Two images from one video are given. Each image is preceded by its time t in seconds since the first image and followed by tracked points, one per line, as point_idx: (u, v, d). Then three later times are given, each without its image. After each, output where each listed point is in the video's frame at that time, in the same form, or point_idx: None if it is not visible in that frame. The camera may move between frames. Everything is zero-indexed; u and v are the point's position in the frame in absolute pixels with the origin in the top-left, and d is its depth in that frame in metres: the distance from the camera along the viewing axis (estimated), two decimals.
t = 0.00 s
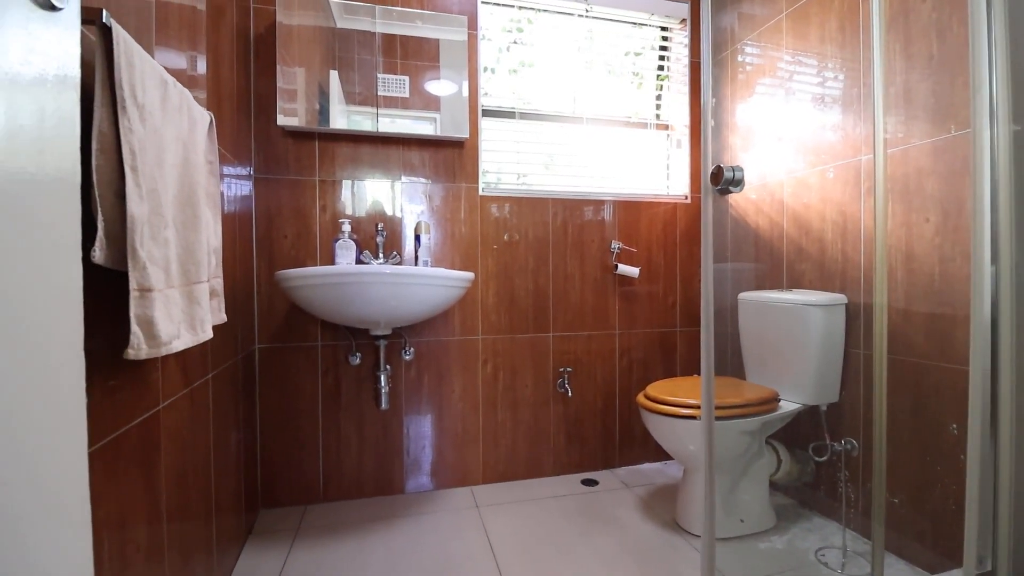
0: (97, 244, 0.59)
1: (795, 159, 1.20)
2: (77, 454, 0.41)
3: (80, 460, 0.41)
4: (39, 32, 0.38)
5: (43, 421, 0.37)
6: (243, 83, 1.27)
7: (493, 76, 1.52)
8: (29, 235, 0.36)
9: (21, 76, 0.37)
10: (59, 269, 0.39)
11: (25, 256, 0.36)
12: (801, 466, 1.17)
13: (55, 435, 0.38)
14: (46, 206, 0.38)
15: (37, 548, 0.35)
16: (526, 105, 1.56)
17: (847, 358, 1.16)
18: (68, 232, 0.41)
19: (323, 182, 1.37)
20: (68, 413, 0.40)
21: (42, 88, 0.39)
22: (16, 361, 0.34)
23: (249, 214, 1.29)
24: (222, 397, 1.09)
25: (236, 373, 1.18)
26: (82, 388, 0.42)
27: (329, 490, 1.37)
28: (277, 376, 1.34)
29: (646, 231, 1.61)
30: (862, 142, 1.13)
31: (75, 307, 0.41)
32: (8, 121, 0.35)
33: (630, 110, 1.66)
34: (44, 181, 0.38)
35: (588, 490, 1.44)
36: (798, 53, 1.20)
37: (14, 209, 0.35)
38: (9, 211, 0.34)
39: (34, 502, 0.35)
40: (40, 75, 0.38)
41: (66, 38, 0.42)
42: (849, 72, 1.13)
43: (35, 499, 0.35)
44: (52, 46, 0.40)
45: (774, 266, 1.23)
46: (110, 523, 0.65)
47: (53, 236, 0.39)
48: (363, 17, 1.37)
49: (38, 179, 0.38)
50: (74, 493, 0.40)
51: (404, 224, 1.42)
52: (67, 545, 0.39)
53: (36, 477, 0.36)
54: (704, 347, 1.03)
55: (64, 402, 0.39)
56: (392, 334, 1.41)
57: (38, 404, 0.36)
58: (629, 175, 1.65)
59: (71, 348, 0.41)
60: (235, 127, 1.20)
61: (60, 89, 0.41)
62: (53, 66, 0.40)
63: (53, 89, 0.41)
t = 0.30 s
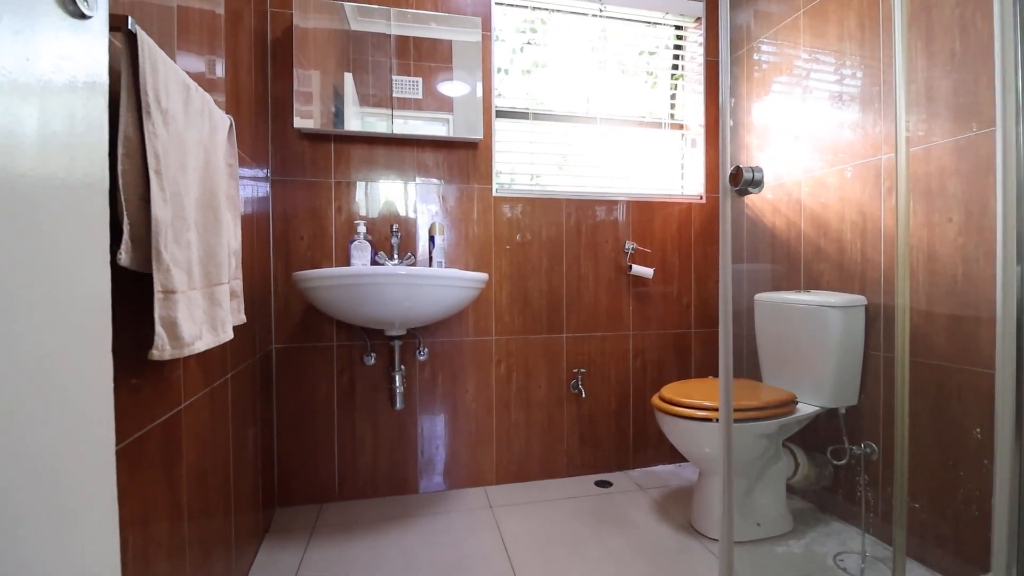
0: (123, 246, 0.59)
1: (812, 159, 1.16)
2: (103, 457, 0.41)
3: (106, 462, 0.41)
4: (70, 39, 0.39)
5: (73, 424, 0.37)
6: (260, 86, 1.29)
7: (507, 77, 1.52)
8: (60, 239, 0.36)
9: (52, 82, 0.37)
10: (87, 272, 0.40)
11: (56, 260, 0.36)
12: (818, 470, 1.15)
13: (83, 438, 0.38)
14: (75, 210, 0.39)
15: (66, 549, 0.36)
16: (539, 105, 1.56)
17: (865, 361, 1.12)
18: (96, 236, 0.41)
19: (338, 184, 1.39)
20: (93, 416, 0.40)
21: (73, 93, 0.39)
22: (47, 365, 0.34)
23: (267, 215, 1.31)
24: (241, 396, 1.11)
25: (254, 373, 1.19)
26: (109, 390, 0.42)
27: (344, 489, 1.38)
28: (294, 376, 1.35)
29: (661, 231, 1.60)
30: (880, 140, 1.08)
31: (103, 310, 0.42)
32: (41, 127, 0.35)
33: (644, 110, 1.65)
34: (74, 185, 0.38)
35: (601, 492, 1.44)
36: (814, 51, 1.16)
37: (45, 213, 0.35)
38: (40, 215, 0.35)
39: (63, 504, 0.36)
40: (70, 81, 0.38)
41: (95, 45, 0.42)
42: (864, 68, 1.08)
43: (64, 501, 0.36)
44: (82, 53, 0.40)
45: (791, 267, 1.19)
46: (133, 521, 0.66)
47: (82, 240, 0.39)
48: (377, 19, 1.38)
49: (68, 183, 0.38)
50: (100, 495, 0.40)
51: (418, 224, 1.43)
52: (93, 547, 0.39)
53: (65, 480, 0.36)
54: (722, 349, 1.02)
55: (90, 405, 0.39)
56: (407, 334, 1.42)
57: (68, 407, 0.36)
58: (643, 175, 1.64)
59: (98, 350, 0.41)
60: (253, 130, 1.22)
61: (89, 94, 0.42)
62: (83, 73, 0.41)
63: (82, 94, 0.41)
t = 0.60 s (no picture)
0: (142, 247, 0.52)
1: (829, 159, 1.13)
2: (123, 455, 0.41)
3: (128, 461, 0.41)
4: (90, 42, 0.38)
5: (95, 423, 0.37)
6: (274, 87, 1.30)
7: (518, 76, 1.52)
8: (83, 239, 0.37)
9: (73, 84, 0.37)
10: (108, 271, 0.40)
11: (79, 259, 0.36)
12: (834, 472, 1.13)
13: (105, 436, 0.38)
14: (98, 209, 0.39)
15: (89, 547, 0.36)
16: (551, 104, 1.56)
17: (883, 362, 1.11)
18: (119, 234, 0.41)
19: (350, 183, 1.39)
20: (115, 415, 0.40)
21: (94, 95, 0.39)
22: (70, 364, 0.34)
23: (280, 214, 1.32)
24: (253, 395, 1.09)
25: (268, 371, 1.20)
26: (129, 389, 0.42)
27: (356, 488, 1.39)
28: (306, 374, 1.36)
29: (673, 231, 1.59)
30: (894, 138, 1.08)
31: (125, 308, 0.42)
32: (66, 127, 0.35)
33: (656, 108, 1.64)
34: (97, 184, 0.38)
35: (613, 493, 1.43)
36: (829, 47, 1.13)
37: (72, 213, 0.35)
38: (67, 214, 0.35)
39: (86, 503, 0.36)
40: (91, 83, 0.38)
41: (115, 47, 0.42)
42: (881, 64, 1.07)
43: (87, 499, 0.36)
44: (101, 56, 0.40)
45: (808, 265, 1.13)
46: (147, 527, 0.63)
47: (104, 239, 0.39)
48: (389, 20, 1.38)
49: (90, 182, 0.38)
50: (121, 494, 0.40)
51: (429, 224, 1.43)
52: (115, 545, 0.39)
53: (88, 477, 0.36)
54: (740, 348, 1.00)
55: (111, 404, 0.39)
56: (418, 334, 1.42)
57: (90, 405, 0.36)
58: (655, 174, 1.63)
59: (118, 349, 0.41)
60: (266, 130, 1.23)
61: (109, 96, 0.42)
62: (102, 75, 0.41)
63: (103, 95, 0.41)
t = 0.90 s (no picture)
0: (152, 241, 0.49)
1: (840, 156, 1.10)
2: (132, 452, 0.41)
3: (135, 459, 0.41)
4: (99, 39, 0.38)
5: (103, 419, 0.37)
6: (282, 85, 1.30)
7: (526, 73, 1.51)
8: (95, 235, 0.36)
9: (81, 82, 0.36)
10: (118, 267, 0.39)
11: (90, 254, 0.36)
12: (846, 472, 1.11)
13: (113, 432, 0.38)
14: (108, 206, 0.38)
15: (99, 546, 0.36)
16: (559, 102, 1.55)
17: (897, 362, 1.08)
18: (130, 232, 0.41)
19: (357, 181, 1.39)
20: (122, 414, 0.39)
21: (103, 94, 0.39)
22: (76, 362, 0.34)
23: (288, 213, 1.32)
24: (262, 393, 1.06)
25: (277, 368, 1.20)
26: (137, 386, 0.42)
27: (363, 486, 1.39)
28: (313, 372, 1.36)
29: (682, 229, 1.58)
30: (909, 132, 1.05)
31: (133, 304, 0.41)
32: (74, 123, 0.35)
33: (665, 105, 1.63)
34: (108, 180, 0.38)
35: (621, 493, 1.42)
36: (840, 44, 1.09)
37: (81, 209, 0.35)
38: (78, 210, 0.34)
39: (95, 501, 0.35)
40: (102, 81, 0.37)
41: (121, 43, 0.41)
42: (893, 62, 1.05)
43: (98, 498, 0.35)
44: (111, 54, 0.40)
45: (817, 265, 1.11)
46: (155, 527, 0.59)
47: (115, 235, 0.39)
48: (397, 18, 1.38)
49: (100, 177, 0.38)
50: (129, 492, 0.40)
51: (436, 222, 1.43)
52: (124, 544, 0.39)
53: (97, 476, 0.36)
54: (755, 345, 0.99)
55: (120, 402, 0.39)
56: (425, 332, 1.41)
57: (99, 402, 0.36)
58: (664, 172, 1.62)
59: (127, 344, 0.41)
60: (274, 128, 1.23)
61: (117, 94, 0.41)
62: (111, 72, 0.40)
63: (112, 94, 0.40)
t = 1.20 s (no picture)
0: (154, 236, 0.46)
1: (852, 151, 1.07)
2: (133, 454, 0.40)
3: (134, 461, 0.40)
4: (100, 35, 0.36)
5: (105, 419, 0.36)
6: (287, 83, 1.29)
7: (532, 70, 1.50)
8: (101, 231, 0.36)
9: (83, 79, 0.34)
10: (122, 263, 0.38)
11: (96, 251, 0.35)
12: (858, 475, 1.10)
13: (115, 433, 0.37)
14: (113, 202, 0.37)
15: (101, 551, 0.35)
16: (565, 99, 1.54)
17: (910, 361, 1.07)
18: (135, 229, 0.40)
19: (362, 179, 1.38)
20: (124, 416, 0.38)
21: (104, 91, 0.37)
22: (78, 362, 0.33)
23: (292, 211, 1.31)
24: (266, 392, 1.04)
25: (282, 367, 1.19)
26: (139, 387, 0.41)
27: (369, 486, 1.38)
28: (319, 371, 1.35)
29: (690, 227, 1.56)
30: (921, 130, 1.04)
31: (134, 302, 0.40)
32: (77, 118, 0.34)
33: (672, 102, 1.61)
34: (112, 176, 0.37)
35: (628, 494, 1.41)
36: (849, 41, 1.07)
37: (87, 205, 0.34)
38: (83, 206, 0.34)
39: (95, 505, 0.34)
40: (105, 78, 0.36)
41: (118, 38, 0.39)
42: (901, 57, 1.04)
43: (100, 502, 0.35)
44: (112, 50, 0.38)
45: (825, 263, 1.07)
46: (159, 532, 0.57)
47: (120, 231, 0.38)
48: (403, 17, 1.38)
49: (106, 172, 0.37)
50: (130, 494, 0.39)
51: (441, 220, 1.42)
52: (126, 548, 0.38)
53: (98, 478, 0.35)
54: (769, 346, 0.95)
55: (122, 402, 0.38)
56: (431, 332, 1.40)
57: (101, 403, 0.35)
58: (671, 170, 1.60)
59: (129, 343, 0.39)
60: (279, 126, 1.22)
61: (117, 92, 0.39)
62: (112, 69, 0.38)
63: (114, 92, 0.39)
